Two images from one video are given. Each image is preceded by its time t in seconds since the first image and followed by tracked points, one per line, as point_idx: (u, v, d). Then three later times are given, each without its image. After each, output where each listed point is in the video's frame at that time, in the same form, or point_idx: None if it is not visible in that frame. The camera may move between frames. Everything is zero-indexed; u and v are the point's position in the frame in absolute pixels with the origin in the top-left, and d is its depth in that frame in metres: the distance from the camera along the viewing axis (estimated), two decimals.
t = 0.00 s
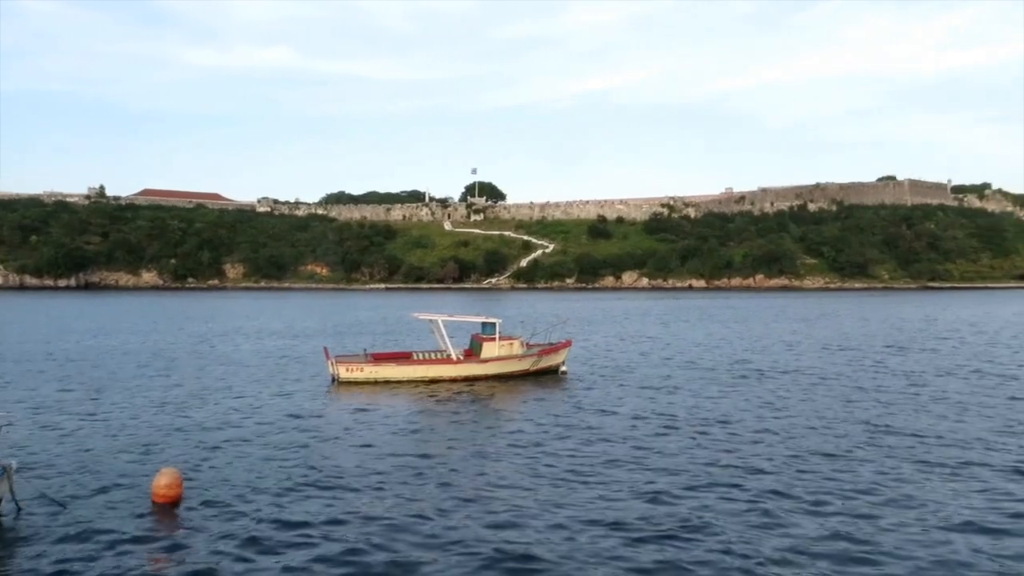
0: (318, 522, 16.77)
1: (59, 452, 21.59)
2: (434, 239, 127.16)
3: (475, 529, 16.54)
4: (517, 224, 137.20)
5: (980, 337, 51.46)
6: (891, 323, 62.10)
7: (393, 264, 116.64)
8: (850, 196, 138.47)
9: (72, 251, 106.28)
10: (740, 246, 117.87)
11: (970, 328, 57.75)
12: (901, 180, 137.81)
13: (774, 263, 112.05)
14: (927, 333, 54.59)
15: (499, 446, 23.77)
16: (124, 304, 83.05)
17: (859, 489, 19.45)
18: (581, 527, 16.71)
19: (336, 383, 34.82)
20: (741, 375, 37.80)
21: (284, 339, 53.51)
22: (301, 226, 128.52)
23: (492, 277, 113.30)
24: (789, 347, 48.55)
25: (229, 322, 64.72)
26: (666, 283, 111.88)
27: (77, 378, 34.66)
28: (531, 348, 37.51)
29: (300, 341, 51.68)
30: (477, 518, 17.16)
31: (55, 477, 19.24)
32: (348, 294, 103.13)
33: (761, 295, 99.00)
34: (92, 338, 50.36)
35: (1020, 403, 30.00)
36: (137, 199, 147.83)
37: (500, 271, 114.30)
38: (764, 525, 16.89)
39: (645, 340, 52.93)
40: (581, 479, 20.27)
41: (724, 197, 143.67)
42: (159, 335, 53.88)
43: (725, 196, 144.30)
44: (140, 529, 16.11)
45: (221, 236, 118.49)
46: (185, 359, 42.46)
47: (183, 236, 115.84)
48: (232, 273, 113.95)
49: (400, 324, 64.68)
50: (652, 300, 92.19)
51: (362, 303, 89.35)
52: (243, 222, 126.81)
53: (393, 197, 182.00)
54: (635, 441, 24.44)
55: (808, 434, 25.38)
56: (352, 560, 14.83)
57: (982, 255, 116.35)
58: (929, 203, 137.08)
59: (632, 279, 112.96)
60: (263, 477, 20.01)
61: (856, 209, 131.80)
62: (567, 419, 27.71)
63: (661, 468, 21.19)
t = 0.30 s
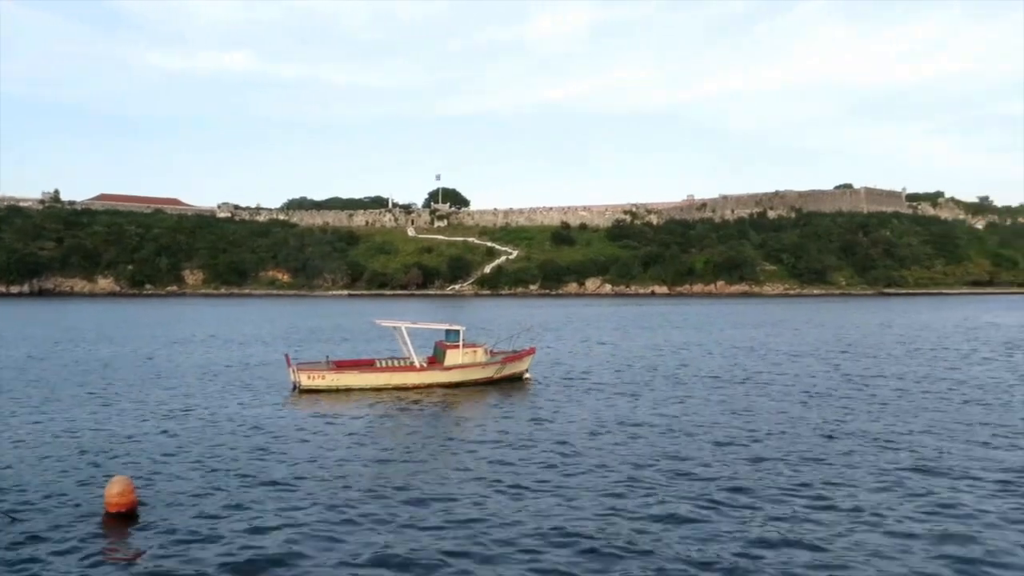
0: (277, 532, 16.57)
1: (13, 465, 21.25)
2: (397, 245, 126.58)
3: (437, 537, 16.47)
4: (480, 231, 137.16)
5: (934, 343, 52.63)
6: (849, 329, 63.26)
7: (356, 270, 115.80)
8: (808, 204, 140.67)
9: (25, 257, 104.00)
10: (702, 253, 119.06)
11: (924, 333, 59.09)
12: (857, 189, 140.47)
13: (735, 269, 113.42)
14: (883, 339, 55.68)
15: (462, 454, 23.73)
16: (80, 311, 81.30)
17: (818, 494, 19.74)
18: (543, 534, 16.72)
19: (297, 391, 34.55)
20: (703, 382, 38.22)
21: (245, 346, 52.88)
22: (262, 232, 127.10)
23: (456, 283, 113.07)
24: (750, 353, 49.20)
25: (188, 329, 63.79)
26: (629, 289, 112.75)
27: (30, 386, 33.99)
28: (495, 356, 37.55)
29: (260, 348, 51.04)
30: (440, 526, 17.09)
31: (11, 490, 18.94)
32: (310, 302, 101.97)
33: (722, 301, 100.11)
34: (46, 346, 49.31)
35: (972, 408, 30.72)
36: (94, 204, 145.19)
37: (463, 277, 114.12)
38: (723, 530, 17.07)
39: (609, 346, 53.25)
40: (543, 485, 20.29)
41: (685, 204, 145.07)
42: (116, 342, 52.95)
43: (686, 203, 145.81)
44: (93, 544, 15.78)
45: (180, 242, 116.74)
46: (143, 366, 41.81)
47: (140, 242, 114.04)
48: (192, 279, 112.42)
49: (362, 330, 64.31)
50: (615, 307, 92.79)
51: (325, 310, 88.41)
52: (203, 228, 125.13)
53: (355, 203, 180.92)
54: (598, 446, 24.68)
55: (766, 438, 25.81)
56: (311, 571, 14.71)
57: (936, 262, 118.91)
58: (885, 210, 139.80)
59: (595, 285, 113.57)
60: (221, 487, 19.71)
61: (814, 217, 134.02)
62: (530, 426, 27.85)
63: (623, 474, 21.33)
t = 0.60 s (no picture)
0: (241, 543, 16.34)
1: None
2: (361, 253, 125.78)
3: (401, 548, 16.25)
4: (445, 238, 136.91)
5: (891, 349, 53.71)
6: (809, 336, 64.30)
7: (319, 278, 114.78)
8: (769, 213, 142.68)
9: None
10: (665, 261, 120.12)
11: (880, 340, 60.26)
12: (816, 198, 142.96)
13: (697, 277, 114.71)
14: (842, 346, 56.63)
15: (428, 463, 23.61)
16: (32, 319, 79.26)
17: (780, 500, 19.89)
18: (512, 543, 16.68)
19: (259, 401, 34.12)
20: (667, 389, 38.44)
21: (205, 355, 52.05)
22: (223, 239, 125.44)
23: (420, 291, 112.70)
24: (712, 360, 49.66)
25: (146, 338, 62.56)
26: (593, 297, 113.35)
27: None
28: (459, 365, 37.42)
29: (220, 358, 50.27)
30: (405, 537, 16.87)
31: None
32: (272, 310, 100.51)
33: (686, 309, 101.11)
34: None
35: (929, 414, 31.34)
36: (49, 210, 142.26)
37: (428, 285, 113.80)
38: (688, 538, 17.09)
39: (573, 354, 53.42)
40: (509, 494, 20.28)
41: (649, 213, 146.27)
42: (72, 352, 51.78)
43: (649, 211, 147.03)
44: (47, 558, 15.40)
45: (139, 249, 114.80)
46: (100, 376, 40.98)
47: (98, 249, 111.99)
48: (151, 288, 110.32)
49: (325, 339, 63.68)
50: (579, 315, 93.26)
51: (287, 318, 87.32)
52: (162, 235, 123.21)
53: (318, 211, 179.60)
54: (563, 454, 24.73)
55: (729, 445, 26.06)
56: None
57: (892, 269, 121.27)
58: (843, 219, 142.41)
59: (560, 293, 114.09)
60: (179, 499, 19.29)
61: (775, 225, 136.05)
62: (495, 434, 27.83)
63: (590, 482, 21.37)
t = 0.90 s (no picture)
0: (204, 551, 16.20)
1: None
2: (325, 257, 124.83)
3: (365, 554, 16.17)
4: (410, 243, 136.40)
5: (850, 353, 54.76)
6: (771, 340, 65.25)
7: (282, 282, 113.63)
8: (732, 218, 144.33)
9: None
10: (630, 265, 120.90)
11: (840, 344, 61.20)
12: (777, 204, 144.99)
13: (661, 282, 115.73)
14: (804, 350, 57.35)
15: (393, 469, 23.50)
16: None
17: (741, 502, 20.21)
18: (477, 548, 16.74)
19: (222, 407, 33.70)
20: (631, 394, 38.63)
21: (165, 361, 51.33)
22: (184, 243, 123.79)
23: (386, 296, 112.16)
24: (676, 364, 49.98)
25: (105, 344, 61.55)
26: (559, 302, 113.76)
27: None
28: (424, 370, 37.21)
29: (181, 363, 49.57)
30: (369, 543, 16.86)
31: None
32: (235, 315, 99.21)
33: (650, 313, 101.99)
34: None
35: (887, 417, 31.84)
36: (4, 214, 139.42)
37: (393, 289, 113.28)
38: (654, 541, 17.27)
39: (538, 359, 53.45)
40: (475, 499, 20.31)
41: (613, 218, 147.20)
42: (28, 358, 50.75)
43: (614, 216, 147.97)
44: (1, 568, 15.13)
45: (98, 253, 112.87)
46: (57, 382, 40.23)
47: (55, 253, 110.01)
48: (110, 293, 109.42)
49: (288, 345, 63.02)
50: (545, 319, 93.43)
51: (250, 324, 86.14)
52: (122, 239, 121.28)
53: (281, 215, 178.01)
54: (528, 459, 24.78)
55: (693, 449, 26.30)
56: None
57: (852, 274, 123.32)
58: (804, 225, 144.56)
59: (526, 297, 114.44)
60: (137, 508, 18.99)
61: (737, 231, 137.73)
62: (459, 439, 27.77)
63: (555, 487, 21.46)
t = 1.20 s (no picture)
0: (167, 559, 16.02)
1: None
2: (290, 262, 123.65)
3: (332, 561, 16.14)
4: (376, 247, 135.59)
5: (811, 357, 55.49)
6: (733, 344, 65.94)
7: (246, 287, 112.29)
8: (696, 223, 145.62)
9: None
10: (596, 270, 121.29)
11: (801, 348, 62.00)
12: (740, 210, 146.59)
13: (626, 286, 116.35)
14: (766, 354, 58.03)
15: (358, 475, 23.39)
16: None
17: (704, 506, 20.43)
18: (444, 552, 16.79)
19: (184, 412, 33.26)
20: (595, 398, 38.75)
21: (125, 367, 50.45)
22: (145, 247, 121.83)
23: (351, 301, 111.34)
24: (640, 368, 50.25)
25: (62, 350, 60.37)
26: (525, 307, 113.89)
27: None
28: (389, 375, 37.01)
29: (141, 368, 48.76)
30: (332, 552, 16.64)
31: None
32: (197, 320, 97.68)
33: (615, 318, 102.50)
34: None
35: (845, 420, 32.35)
36: None
37: (358, 294, 112.51)
38: (619, 544, 17.46)
39: (503, 364, 53.42)
40: (442, 504, 20.34)
41: (579, 222, 147.69)
42: None
43: (580, 221, 148.43)
44: None
45: (55, 257, 110.65)
46: (13, 389, 39.36)
47: (11, 257, 107.64)
48: (68, 297, 107.43)
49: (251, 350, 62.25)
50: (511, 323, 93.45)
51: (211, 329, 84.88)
52: (80, 243, 118.98)
53: (244, 219, 175.91)
54: (493, 464, 24.81)
55: (657, 452, 26.52)
56: None
57: (814, 279, 124.96)
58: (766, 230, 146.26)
59: (492, 302, 114.53)
60: (100, 516, 18.76)
61: (702, 235, 138.95)
62: (424, 445, 27.71)
63: (521, 492, 21.54)
